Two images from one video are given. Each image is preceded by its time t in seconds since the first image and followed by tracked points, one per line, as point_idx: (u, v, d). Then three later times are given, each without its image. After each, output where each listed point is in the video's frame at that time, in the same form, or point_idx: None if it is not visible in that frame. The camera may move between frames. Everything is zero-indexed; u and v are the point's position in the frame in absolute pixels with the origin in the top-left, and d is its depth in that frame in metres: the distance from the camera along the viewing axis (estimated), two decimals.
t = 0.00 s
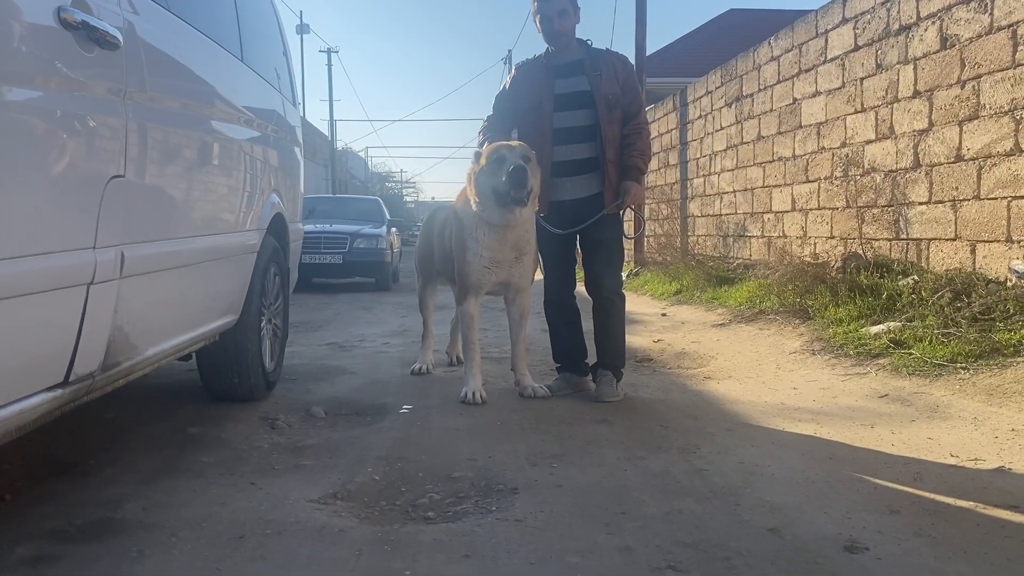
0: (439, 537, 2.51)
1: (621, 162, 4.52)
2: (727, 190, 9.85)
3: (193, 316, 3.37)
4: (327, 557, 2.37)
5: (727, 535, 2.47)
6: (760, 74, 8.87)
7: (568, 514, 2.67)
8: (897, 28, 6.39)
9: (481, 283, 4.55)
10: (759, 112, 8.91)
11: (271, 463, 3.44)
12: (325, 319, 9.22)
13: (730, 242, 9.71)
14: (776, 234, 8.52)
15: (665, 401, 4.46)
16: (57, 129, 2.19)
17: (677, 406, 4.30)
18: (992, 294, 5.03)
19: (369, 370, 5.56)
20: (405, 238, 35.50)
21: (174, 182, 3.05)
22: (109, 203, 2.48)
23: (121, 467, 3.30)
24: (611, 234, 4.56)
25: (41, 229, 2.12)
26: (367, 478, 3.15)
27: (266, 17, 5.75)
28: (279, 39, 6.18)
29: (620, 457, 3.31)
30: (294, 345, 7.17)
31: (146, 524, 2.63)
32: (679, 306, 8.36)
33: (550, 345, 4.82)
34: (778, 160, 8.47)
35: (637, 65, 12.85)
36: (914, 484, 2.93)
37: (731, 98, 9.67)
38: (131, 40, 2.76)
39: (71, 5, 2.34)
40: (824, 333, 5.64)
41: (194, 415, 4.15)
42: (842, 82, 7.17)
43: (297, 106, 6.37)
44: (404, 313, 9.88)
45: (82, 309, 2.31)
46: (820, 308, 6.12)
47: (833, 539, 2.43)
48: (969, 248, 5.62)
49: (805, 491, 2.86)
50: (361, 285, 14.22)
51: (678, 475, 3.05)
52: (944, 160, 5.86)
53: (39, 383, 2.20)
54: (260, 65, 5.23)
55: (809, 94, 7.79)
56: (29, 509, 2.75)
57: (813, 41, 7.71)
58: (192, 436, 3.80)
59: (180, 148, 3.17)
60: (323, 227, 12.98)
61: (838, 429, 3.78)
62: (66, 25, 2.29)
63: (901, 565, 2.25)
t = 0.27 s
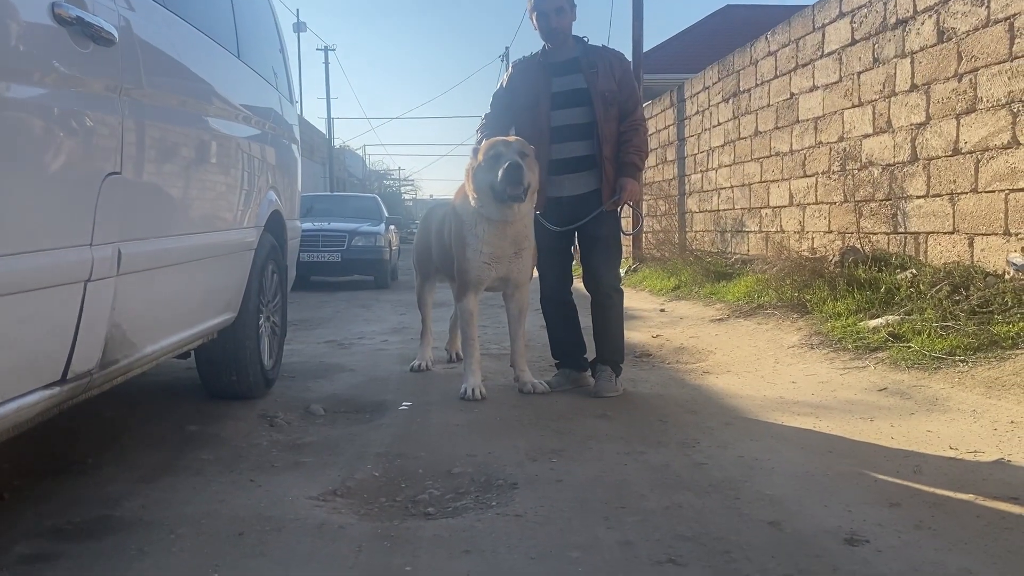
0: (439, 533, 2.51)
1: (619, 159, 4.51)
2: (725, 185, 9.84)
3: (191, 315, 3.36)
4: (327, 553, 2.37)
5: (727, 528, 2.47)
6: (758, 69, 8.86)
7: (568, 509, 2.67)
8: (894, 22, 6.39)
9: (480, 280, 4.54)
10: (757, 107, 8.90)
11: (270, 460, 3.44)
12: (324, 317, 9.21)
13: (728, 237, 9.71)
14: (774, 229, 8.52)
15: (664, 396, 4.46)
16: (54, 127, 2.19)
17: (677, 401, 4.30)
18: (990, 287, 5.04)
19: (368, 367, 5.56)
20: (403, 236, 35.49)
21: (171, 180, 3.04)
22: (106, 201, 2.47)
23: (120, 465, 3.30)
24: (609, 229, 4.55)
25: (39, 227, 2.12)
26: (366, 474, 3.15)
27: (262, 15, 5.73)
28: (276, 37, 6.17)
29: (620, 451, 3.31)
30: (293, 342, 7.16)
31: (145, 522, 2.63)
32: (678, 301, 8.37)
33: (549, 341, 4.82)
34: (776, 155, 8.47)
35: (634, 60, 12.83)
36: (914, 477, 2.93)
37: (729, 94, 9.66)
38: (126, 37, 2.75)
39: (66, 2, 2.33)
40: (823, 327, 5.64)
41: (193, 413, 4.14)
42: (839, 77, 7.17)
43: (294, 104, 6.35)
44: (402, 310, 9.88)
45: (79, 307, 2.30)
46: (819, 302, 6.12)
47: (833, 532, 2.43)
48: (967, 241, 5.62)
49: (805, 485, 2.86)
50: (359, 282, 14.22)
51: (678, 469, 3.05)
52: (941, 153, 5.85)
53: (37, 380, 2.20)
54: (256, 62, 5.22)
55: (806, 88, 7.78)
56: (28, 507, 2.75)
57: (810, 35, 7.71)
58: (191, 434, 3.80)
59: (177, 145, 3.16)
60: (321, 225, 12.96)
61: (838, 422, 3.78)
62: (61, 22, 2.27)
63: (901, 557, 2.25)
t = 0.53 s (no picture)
0: (446, 536, 2.49)
1: (620, 160, 4.47)
2: (727, 182, 9.81)
3: (193, 317, 3.33)
4: (332, 557, 2.34)
5: (737, 529, 2.44)
6: (760, 65, 8.82)
7: (575, 510, 2.64)
8: (897, 16, 6.35)
9: (484, 278, 4.50)
10: (759, 103, 8.86)
11: (273, 462, 3.41)
12: (326, 316, 9.19)
13: (731, 234, 9.67)
14: (778, 226, 8.49)
15: (669, 395, 4.43)
16: (55, 129, 2.16)
17: (682, 400, 4.27)
18: (997, 283, 5.00)
19: (371, 367, 5.53)
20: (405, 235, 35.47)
21: (171, 181, 3.01)
22: (107, 202, 2.44)
23: (122, 468, 3.27)
24: (612, 227, 4.52)
25: (40, 230, 2.09)
26: (371, 476, 3.13)
27: (262, 13, 5.70)
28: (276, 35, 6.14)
29: (626, 451, 3.28)
30: (295, 342, 7.14)
31: (148, 526, 2.60)
32: (681, 299, 8.34)
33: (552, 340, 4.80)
34: (779, 151, 8.43)
35: (635, 57, 12.79)
36: (924, 476, 2.90)
37: (731, 90, 9.62)
38: (126, 37, 2.72)
39: (65, 1, 2.30)
40: (828, 324, 5.60)
41: (195, 415, 4.12)
42: (843, 72, 7.13)
43: (295, 103, 6.32)
44: (404, 309, 9.84)
45: (80, 309, 2.27)
46: (823, 299, 6.09)
47: (845, 533, 2.40)
48: (973, 237, 5.59)
49: (814, 484, 2.83)
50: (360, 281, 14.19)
51: (686, 469, 3.02)
52: (946, 148, 5.81)
53: (38, 385, 2.17)
54: (257, 61, 5.19)
55: (809, 84, 7.74)
56: (30, 511, 2.72)
57: (813, 30, 7.67)
58: (193, 436, 3.78)
59: (177, 146, 3.13)
60: (323, 225, 12.93)
61: (845, 420, 3.75)
62: (60, 21, 2.24)
63: (914, 558, 2.22)
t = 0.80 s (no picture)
0: (465, 549, 2.44)
1: (632, 165, 4.47)
2: (737, 182, 9.75)
3: (203, 325, 3.29)
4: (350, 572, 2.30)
5: (762, 542, 2.39)
6: (770, 63, 8.75)
7: (596, 522, 2.59)
8: (910, 14, 6.28)
9: (499, 280, 4.45)
10: (769, 102, 8.80)
11: (287, 471, 3.38)
12: (334, 319, 9.15)
13: (741, 233, 9.61)
14: (788, 226, 8.43)
15: (685, 399, 4.38)
16: (64, 135, 2.12)
17: (698, 404, 4.21)
18: (1016, 284, 4.89)
19: (382, 372, 5.49)
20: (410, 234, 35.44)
21: (180, 187, 2.97)
22: (117, 212, 2.41)
23: (134, 478, 3.24)
24: (625, 229, 4.48)
25: (50, 241, 2.05)
26: (386, 486, 3.09)
27: (270, 16, 5.66)
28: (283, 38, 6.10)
29: (645, 459, 3.23)
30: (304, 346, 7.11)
31: (162, 540, 2.56)
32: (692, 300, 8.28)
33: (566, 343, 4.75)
34: (789, 151, 8.37)
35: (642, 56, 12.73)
36: (951, 484, 2.84)
37: (740, 89, 9.56)
38: (134, 42, 2.68)
39: (75, 7, 2.27)
40: (843, 325, 5.53)
41: (206, 423, 4.08)
42: (855, 70, 7.06)
43: (303, 106, 6.28)
44: (413, 311, 9.81)
45: (92, 321, 2.23)
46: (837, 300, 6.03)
47: (873, 545, 2.35)
48: (990, 237, 5.52)
49: (838, 493, 2.78)
50: (368, 283, 14.16)
51: (706, 477, 2.98)
52: (962, 147, 5.74)
53: (49, 399, 2.13)
54: (265, 64, 5.15)
55: (820, 82, 7.68)
56: (42, 525, 2.69)
57: (824, 28, 7.60)
58: (205, 444, 3.74)
59: (186, 152, 3.09)
60: (330, 226, 12.90)
61: (866, 425, 3.69)
62: (70, 27, 2.21)
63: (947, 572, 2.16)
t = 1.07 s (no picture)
0: None
1: (656, 177, 4.40)
2: (753, 185, 9.63)
3: (222, 346, 3.23)
4: None
5: None
6: (787, 66, 8.64)
7: (628, 555, 2.52)
8: (934, 17, 6.16)
9: (521, 295, 4.38)
10: (787, 105, 8.68)
11: (307, 495, 3.31)
12: (348, 326, 9.10)
13: (758, 237, 9.50)
14: (807, 231, 8.32)
15: (710, 415, 4.30)
16: (81, 160, 2.06)
17: (724, 422, 4.13)
18: None
19: (399, 385, 5.42)
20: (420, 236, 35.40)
21: (196, 209, 2.91)
22: (136, 240, 2.34)
23: (153, 504, 3.18)
24: (648, 242, 4.39)
25: (70, 274, 1.99)
26: (410, 513, 3.01)
27: (283, 25, 5.60)
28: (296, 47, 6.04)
29: (674, 483, 3.15)
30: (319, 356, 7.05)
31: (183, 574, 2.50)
32: (710, 306, 8.19)
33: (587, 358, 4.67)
34: (808, 154, 8.26)
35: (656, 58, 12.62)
36: (994, 512, 2.75)
37: (757, 91, 9.44)
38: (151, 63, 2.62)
39: (94, 32, 2.22)
40: (868, 336, 5.43)
41: (224, 442, 4.03)
42: (876, 74, 6.94)
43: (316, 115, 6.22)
44: (427, 317, 9.74)
45: (112, 355, 2.17)
46: (861, 309, 5.92)
47: None
48: (1019, 245, 5.40)
49: (877, 523, 2.69)
50: (380, 287, 14.11)
51: (739, 504, 2.89)
52: (989, 153, 5.62)
53: (69, 436, 2.07)
54: (279, 75, 5.09)
55: (840, 86, 7.56)
56: (60, 557, 2.63)
57: (843, 31, 7.49)
58: (223, 466, 3.68)
59: (202, 171, 3.03)
60: (341, 230, 12.84)
61: (900, 445, 3.59)
62: (89, 53, 2.16)
63: None
